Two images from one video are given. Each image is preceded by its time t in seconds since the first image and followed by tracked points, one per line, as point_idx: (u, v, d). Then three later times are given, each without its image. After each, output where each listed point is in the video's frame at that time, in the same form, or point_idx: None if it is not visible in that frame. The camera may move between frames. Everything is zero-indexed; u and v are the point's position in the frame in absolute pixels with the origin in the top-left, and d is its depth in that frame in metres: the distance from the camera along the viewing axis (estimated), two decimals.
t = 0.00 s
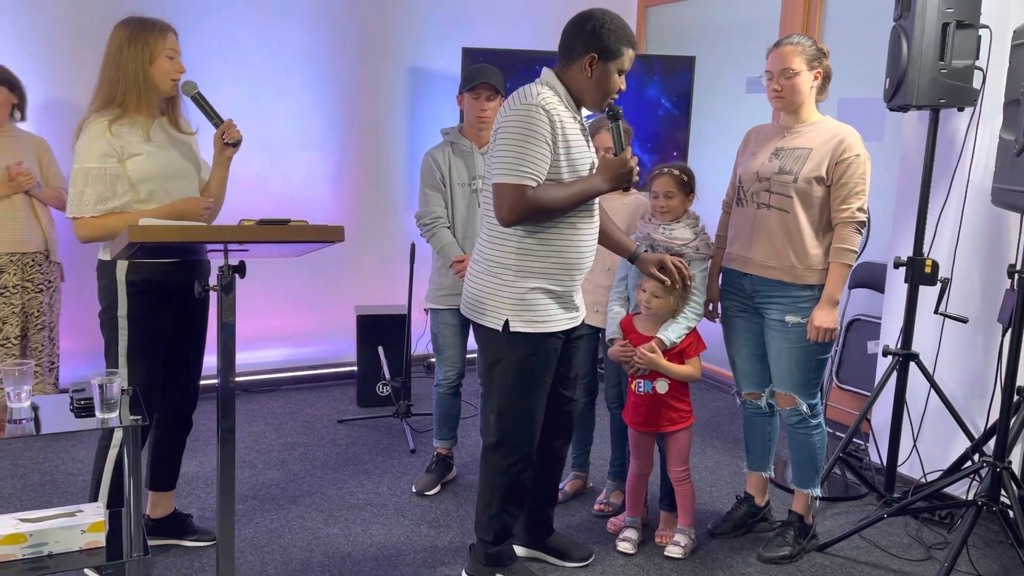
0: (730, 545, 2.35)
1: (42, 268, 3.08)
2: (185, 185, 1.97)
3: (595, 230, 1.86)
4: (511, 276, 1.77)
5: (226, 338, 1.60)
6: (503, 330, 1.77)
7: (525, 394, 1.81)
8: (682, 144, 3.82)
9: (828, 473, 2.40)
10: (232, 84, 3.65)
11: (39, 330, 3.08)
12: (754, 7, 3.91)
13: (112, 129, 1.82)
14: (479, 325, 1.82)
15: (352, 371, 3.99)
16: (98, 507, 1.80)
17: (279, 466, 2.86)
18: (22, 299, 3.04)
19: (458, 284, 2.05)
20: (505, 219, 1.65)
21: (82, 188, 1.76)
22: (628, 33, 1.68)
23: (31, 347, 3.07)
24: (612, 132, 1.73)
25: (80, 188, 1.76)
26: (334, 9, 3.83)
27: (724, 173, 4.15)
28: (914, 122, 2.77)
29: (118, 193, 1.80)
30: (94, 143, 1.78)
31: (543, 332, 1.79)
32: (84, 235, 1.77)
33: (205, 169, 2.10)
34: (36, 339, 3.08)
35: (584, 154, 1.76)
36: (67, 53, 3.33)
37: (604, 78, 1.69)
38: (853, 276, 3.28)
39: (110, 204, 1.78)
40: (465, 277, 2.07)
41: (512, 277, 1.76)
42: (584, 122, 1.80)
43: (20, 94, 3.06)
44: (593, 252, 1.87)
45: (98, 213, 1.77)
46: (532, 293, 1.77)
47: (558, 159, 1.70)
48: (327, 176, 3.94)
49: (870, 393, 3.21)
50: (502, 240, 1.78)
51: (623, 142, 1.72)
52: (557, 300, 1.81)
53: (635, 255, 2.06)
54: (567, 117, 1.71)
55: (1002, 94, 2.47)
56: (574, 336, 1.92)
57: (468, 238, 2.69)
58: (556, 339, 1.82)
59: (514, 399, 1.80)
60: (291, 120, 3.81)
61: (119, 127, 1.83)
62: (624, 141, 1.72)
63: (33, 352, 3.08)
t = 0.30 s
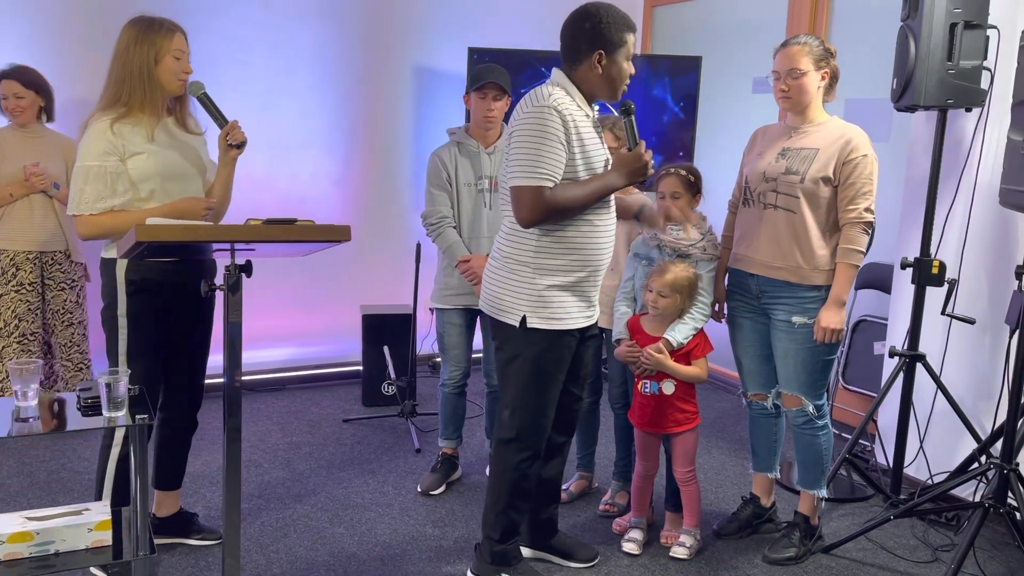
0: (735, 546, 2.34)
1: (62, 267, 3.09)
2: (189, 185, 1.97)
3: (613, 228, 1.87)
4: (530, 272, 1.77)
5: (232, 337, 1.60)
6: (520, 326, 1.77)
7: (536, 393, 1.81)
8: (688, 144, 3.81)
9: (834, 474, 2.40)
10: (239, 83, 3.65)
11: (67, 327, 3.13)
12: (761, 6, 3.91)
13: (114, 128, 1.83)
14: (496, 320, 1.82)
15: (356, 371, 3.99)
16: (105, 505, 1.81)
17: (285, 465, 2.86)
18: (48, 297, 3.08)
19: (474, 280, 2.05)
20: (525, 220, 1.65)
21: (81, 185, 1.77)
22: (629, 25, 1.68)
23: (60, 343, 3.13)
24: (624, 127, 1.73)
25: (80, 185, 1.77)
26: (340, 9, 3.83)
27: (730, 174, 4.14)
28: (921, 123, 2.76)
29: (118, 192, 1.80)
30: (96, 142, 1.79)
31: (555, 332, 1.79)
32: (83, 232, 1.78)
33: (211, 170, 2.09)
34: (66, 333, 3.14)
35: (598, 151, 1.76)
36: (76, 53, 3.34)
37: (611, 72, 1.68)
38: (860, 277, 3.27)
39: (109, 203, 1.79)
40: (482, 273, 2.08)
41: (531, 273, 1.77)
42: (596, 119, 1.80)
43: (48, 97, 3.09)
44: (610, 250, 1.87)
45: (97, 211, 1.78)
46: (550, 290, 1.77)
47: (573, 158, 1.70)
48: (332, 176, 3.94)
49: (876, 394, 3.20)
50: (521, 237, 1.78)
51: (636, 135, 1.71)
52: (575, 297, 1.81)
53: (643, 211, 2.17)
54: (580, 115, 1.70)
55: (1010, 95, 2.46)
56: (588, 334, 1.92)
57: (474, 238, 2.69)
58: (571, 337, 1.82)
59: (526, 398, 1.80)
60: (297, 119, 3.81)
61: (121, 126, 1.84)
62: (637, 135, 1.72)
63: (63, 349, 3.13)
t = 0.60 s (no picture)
0: (741, 547, 2.34)
1: (63, 267, 3.07)
2: (190, 184, 1.97)
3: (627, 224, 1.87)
4: (544, 267, 1.78)
5: (238, 337, 1.60)
6: (534, 322, 1.78)
7: (546, 392, 1.81)
8: (694, 144, 3.81)
9: (840, 475, 2.39)
10: (247, 83, 3.66)
11: (69, 326, 3.13)
12: (768, 6, 3.90)
13: (115, 127, 1.83)
14: (511, 316, 1.83)
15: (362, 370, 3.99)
16: (112, 503, 1.81)
17: (291, 464, 2.87)
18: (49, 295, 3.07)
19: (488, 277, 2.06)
20: (540, 217, 1.65)
21: (81, 183, 1.78)
22: (633, 19, 1.67)
23: (60, 341, 3.13)
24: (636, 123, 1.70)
25: (80, 183, 1.78)
26: (346, 9, 3.83)
27: (736, 174, 4.14)
28: (929, 123, 2.75)
29: (118, 190, 1.81)
30: (97, 141, 1.80)
31: (564, 330, 1.79)
32: (83, 230, 1.79)
33: (214, 168, 2.09)
34: (64, 331, 3.12)
35: (610, 146, 1.75)
36: (83, 52, 3.35)
37: (618, 67, 1.68)
38: (867, 277, 3.26)
39: (108, 201, 1.80)
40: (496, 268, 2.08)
41: (545, 269, 1.78)
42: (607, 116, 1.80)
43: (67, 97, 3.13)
44: (625, 246, 1.88)
45: (96, 209, 1.79)
46: (565, 285, 1.78)
47: (585, 153, 1.70)
48: (338, 175, 3.94)
49: (883, 395, 3.20)
50: (536, 233, 1.79)
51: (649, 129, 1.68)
52: (589, 293, 1.81)
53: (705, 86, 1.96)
54: (590, 112, 1.70)
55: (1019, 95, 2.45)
56: (602, 332, 1.92)
57: (480, 237, 2.69)
58: (584, 333, 1.82)
59: (533, 397, 1.81)
60: (303, 119, 3.82)
61: (122, 124, 1.85)
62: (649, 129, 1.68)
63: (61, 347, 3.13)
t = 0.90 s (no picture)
0: (747, 548, 2.34)
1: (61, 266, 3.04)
2: (190, 183, 1.98)
3: (637, 217, 1.86)
4: (550, 262, 1.81)
5: (245, 336, 1.61)
6: (539, 315, 1.81)
7: (551, 387, 1.83)
8: (701, 144, 3.80)
9: (846, 476, 2.39)
10: (252, 82, 3.67)
11: (61, 328, 3.08)
12: (775, 6, 3.89)
13: (113, 126, 1.84)
14: (518, 310, 1.87)
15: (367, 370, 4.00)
16: (119, 501, 1.81)
17: (297, 463, 2.87)
18: (47, 295, 3.04)
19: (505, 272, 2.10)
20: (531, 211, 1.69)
21: (79, 184, 1.78)
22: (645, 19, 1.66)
23: (54, 341, 3.07)
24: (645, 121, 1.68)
25: (78, 184, 1.77)
26: (352, 8, 3.84)
27: (742, 174, 4.13)
28: (936, 123, 2.75)
29: (117, 190, 1.81)
30: (96, 140, 1.80)
31: (569, 328, 1.80)
32: (83, 231, 1.79)
33: (214, 167, 2.09)
34: (60, 333, 3.08)
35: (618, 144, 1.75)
36: (89, 50, 3.37)
37: (623, 65, 1.66)
38: (874, 278, 3.25)
39: (107, 202, 1.80)
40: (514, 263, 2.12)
41: (550, 263, 1.81)
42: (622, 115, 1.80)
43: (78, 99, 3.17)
44: (635, 240, 1.87)
45: (94, 210, 1.78)
46: (570, 279, 1.80)
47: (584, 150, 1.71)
48: (344, 174, 3.95)
49: (890, 396, 3.19)
50: (541, 228, 1.82)
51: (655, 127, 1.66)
52: (596, 287, 1.82)
53: (760, 55, 1.92)
54: (593, 110, 1.72)
55: None
56: (610, 330, 1.92)
57: (487, 237, 2.69)
58: (589, 330, 1.83)
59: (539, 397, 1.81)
60: (308, 119, 3.82)
61: (121, 124, 1.85)
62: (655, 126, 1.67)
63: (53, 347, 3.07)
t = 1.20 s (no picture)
0: (751, 548, 2.33)
1: (55, 266, 3.06)
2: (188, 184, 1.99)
3: (644, 217, 1.86)
4: (553, 260, 1.82)
5: (251, 335, 1.61)
6: (542, 313, 1.81)
7: (557, 386, 1.83)
8: (706, 144, 3.79)
9: (851, 477, 2.38)
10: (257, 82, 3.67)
11: (63, 326, 3.10)
12: (781, 6, 3.88)
13: (111, 127, 1.84)
14: (522, 308, 1.88)
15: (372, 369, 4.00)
16: (125, 499, 1.81)
17: (301, 463, 2.87)
18: (40, 295, 3.05)
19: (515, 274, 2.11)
20: (527, 208, 1.71)
21: (78, 187, 1.77)
22: (653, 21, 1.65)
23: (54, 339, 3.09)
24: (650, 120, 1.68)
25: (75, 186, 1.77)
26: (357, 8, 3.84)
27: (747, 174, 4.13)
28: (943, 124, 2.74)
29: (114, 192, 1.81)
30: (94, 141, 1.80)
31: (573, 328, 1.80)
32: (81, 234, 1.79)
33: (208, 167, 2.11)
34: (60, 331, 3.10)
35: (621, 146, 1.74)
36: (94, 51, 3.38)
37: (625, 66, 1.66)
38: (880, 279, 3.25)
39: (105, 204, 1.79)
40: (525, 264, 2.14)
41: (554, 261, 1.82)
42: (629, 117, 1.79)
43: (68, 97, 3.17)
44: (641, 240, 1.86)
45: (91, 213, 1.78)
46: (573, 277, 1.80)
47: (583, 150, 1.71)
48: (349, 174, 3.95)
49: (895, 397, 3.18)
50: (546, 226, 1.84)
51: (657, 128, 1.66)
52: (600, 285, 1.82)
53: (775, 60, 1.92)
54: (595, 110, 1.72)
55: None
56: (615, 331, 1.92)
57: (493, 237, 2.69)
58: (593, 329, 1.83)
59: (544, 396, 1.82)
60: (312, 119, 3.82)
61: (118, 124, 1.85)
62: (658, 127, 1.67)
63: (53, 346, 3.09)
